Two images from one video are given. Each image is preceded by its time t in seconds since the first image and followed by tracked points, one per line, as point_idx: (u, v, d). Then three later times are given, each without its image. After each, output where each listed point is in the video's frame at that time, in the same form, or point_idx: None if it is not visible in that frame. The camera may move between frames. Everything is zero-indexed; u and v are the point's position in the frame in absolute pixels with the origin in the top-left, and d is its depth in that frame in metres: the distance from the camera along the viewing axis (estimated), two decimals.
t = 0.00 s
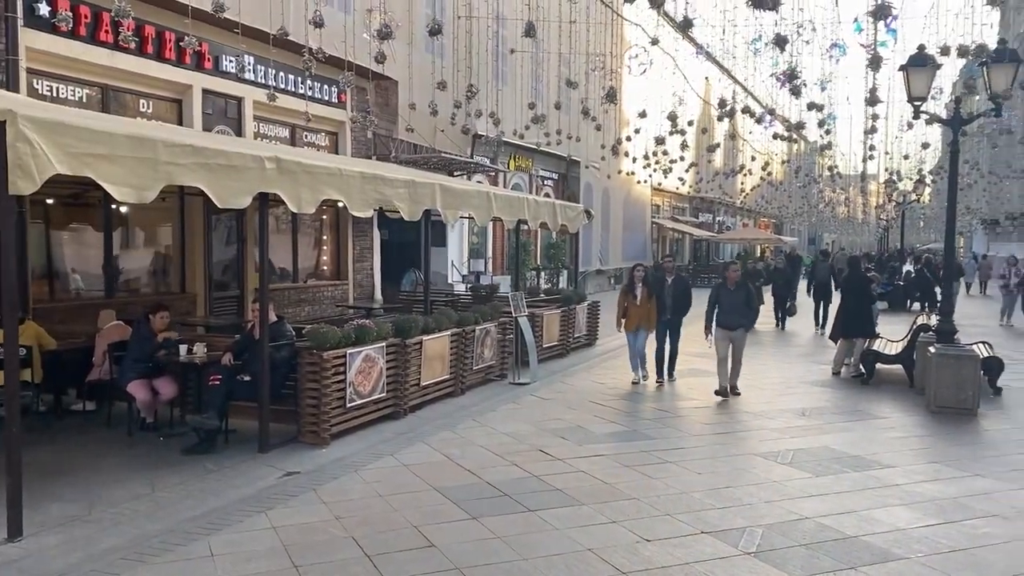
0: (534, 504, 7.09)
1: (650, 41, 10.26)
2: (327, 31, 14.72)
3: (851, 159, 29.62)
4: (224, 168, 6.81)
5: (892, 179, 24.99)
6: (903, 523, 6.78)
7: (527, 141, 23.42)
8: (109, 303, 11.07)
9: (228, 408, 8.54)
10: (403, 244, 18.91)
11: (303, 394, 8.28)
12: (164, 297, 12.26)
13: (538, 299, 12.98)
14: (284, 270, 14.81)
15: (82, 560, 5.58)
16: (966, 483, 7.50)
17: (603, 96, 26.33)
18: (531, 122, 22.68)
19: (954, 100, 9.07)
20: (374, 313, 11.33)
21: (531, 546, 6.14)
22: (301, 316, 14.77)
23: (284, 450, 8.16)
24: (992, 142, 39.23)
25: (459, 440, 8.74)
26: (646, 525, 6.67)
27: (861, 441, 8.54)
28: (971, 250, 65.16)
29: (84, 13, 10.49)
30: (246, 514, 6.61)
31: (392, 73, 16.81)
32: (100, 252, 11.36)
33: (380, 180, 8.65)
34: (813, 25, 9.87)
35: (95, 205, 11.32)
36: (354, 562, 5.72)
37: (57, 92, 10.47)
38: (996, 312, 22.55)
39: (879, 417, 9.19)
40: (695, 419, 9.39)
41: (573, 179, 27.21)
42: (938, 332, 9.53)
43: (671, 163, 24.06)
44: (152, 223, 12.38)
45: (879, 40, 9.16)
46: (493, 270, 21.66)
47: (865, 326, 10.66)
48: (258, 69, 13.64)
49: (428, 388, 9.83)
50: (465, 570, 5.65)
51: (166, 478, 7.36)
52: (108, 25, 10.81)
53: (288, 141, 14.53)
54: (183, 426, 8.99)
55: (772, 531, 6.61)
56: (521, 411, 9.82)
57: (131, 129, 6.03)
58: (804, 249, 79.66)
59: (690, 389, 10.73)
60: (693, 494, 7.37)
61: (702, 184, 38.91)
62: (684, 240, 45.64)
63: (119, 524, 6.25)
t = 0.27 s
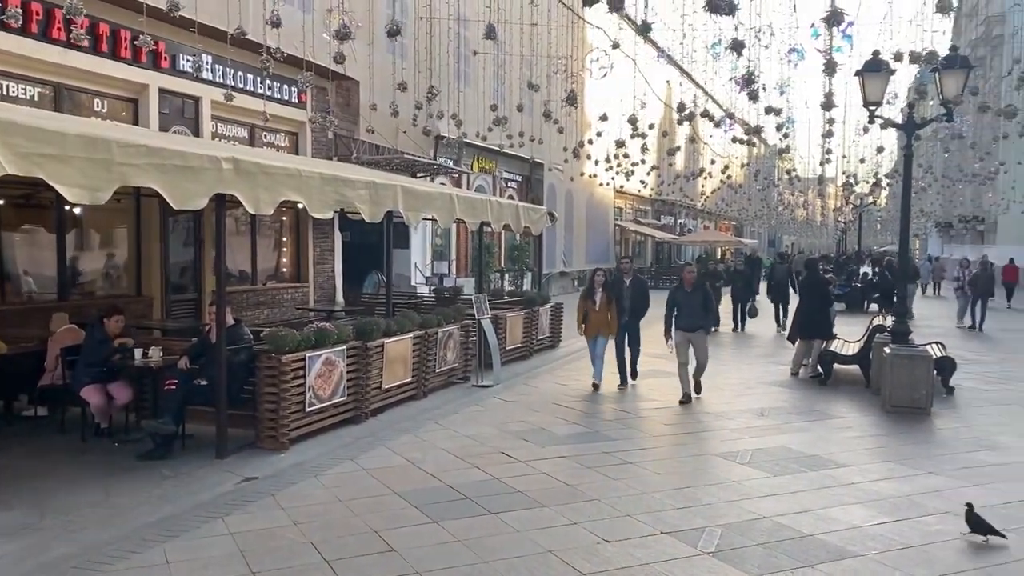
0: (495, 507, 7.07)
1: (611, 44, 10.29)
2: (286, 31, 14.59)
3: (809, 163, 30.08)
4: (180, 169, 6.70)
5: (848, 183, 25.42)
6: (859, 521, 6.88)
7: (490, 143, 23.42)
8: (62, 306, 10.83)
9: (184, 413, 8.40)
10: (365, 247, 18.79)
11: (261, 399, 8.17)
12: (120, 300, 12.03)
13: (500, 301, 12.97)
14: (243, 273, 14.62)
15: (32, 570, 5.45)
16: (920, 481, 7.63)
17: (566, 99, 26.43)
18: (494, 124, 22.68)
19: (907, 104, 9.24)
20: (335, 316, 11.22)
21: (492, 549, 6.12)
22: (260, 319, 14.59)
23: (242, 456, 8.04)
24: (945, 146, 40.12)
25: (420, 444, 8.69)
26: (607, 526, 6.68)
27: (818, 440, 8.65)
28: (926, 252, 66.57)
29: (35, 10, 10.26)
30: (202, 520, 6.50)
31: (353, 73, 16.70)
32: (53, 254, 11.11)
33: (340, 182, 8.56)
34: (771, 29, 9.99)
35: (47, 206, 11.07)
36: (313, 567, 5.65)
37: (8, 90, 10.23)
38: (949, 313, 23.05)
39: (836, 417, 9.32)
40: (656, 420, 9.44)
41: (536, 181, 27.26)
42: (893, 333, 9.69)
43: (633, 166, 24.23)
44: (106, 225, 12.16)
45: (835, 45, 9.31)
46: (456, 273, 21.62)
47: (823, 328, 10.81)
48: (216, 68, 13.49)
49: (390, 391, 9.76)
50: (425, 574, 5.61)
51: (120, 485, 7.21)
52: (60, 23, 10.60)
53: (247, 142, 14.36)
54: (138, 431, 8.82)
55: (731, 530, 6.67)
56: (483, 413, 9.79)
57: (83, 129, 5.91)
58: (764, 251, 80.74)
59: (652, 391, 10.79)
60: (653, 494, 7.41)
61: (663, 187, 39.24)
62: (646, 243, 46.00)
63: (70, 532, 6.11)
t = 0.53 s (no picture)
0: (445, 511, 7.05)
1: (560, 49, 10.33)
2: (232, 30, 14.41)
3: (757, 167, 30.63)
4: (121, 170, 6.55)
5: (795, 187, 25.93)
6: (803, 519, 7.00)
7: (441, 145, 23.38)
8: None
9: (127, 419, 8.23)
10: (315, 249, 18.61)
11: (207, 405, 8.02)
12: (61, 304, 11.72)
13: (452, 304, 12.95)
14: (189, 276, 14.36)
15: None
16: (862, 478, 7.81)
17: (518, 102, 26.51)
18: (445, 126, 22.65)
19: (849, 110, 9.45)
20: (284, 320, 11.08)
21: (441, 553, 6.09)
22: (207, 323, 14.35)
23: (187, 463, 7.88)
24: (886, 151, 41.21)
25: (370, 448, 8.62)
26: (557, 528, 6.70)
27: (764, 440, 8.80)
28: (869, 255, 68.24)
29: None
30: (145, 529, 6.36)
31: (301, 74, 16.55)
32: None
33: (288, 184, 8.45)
34: (717, 35, 10.14)
35: None
36: None
37: None
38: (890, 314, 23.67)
39: (782, 417, 9.49)
40: (607, 422, 9.51)
41: (489, 184, 27.29)
42: (836, 333, 9.91)
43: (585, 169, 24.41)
44: (47, 228, 11.85)
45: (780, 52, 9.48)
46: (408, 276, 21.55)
47: (770, 329, 11.00)
48: (161, 68, 13.29)
49: (340, 396, 9.68)
50: None
51: (59, 494, 7.01)
52: None
53: (193, 143, 14.12)
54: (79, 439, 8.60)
55: (679, 530, 6.74)
56: (434, 417, 9.76)
57: (19, 129, 5.74)
58: (714, 254, 81.97)
59: (603, 393, 10.86)
60: (603, 496, 7.45)
61: (614, 190, 39.59)
62: (597, 246, 46.35)
63: (5, 545, 5.92)
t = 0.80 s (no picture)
0: (388, 516, 7.00)
1: (503, 52, 10.36)
2: (167, 29, 14.14)
3: (699, 172, 31.16)
4: (51, 172, 6.38)
5: (735, 190, 26.43)
6: (741, 517, 7.13)
7: (386, 147, 23.24)
8: None
9: (58, 428, 7.98)
10: (257, 253, 18.33)
11: (142, 412, 7.84)
12: None
13: (397, 307, 12.91)
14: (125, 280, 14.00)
15: None
16: (798, 476, 7.99)
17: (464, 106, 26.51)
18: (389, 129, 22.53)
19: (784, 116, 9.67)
20: (224, 325, 10.88)
21: (383, 559, 6.05)
22: (144, 328, 14.01)
23: (122, 472, 7.69)
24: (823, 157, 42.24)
25: (312, 454, 8.52)
26: (499, 531, 6.71)
27: (704, 440, 8.95)
28: (807, 257, 69.91)
29: None
30: (76, 541, 6.18)
31: (241, 75, 16.31)
32: None
33: (226, 186, 8.31)
34: (657, 41, 10.27)
35: None
36: None
37: None
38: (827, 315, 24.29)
39: (722, 417, 9.66)
40: (550, 424, 9.56)
41: (434, 187, 27.22)
42: (773, 334, 10.12)
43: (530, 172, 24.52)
44: None
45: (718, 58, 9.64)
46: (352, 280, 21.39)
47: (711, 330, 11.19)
48: (95, 67, 12.93)
49: (280, 402, 9.54)
50: None
51: None
52: None
53: (129, 144, 13.79)
54: (8, 449, 8.32)
55: (620, 531, 6.80)
56: (377, 422, 9.69)
57: None
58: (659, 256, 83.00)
59: (546, 395, 10.91)
60: (546, 498, 7.48)
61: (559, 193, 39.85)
62: (543, 249, 46.57)
63: None
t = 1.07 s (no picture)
0: (327, 523, 6.92)
1: (443, 56, 10.34)
2: (97, 27, 13.78)
3: (640, 176, 31.55)
4: None
5: (674, 195, 26.85)
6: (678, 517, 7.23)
7: (325, 149, 23.01)
8: None
9: None
10: (193, 256, 17.97)
11: (71, 421, 7.60)
12: None
13: (337, 312, 12.80)
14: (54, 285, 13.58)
15: None
16: (734, 475, 8.14)
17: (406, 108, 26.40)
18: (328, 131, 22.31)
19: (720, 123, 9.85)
20: (158, 331, 10.63)
21: (320, 567, 5.97)
22: (75, 335, 13.60)
23: (49, 483, 7.44)
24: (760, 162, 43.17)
25: (249, 462, 8.37)
26: (440, 536, 6.69)
27: (643, 441, 9.06)
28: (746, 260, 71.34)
29: None
30: None
31: (175, 74, 15.98)
32: None
33: (159, 188, 8.12)
34: (596, 47, 10.38)
35: None
36: None
37: None
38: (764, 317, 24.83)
39: (661, 418, 9.79)
40: (491, 428, 9.57)
41: (376, 190, 27.05)
42: (711, 336, 10.31)
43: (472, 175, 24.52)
44: None
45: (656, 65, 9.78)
46: (291, 283, 21.12)
47: (651, 332, 11.34)
48: (21, 65, 12.52)
49: (216, 409, 9.36)
50: None
51: None
52: None
53: (58, 145, 13.39)
54: None
55: (560, 533, 6.83)
56: (317, 428, 9.57)
57: None
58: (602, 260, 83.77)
59: (488, 399, 10.93)
60: (486, 501, 7.48)
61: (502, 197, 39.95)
62: (487, 252, 46.59)
63: None
